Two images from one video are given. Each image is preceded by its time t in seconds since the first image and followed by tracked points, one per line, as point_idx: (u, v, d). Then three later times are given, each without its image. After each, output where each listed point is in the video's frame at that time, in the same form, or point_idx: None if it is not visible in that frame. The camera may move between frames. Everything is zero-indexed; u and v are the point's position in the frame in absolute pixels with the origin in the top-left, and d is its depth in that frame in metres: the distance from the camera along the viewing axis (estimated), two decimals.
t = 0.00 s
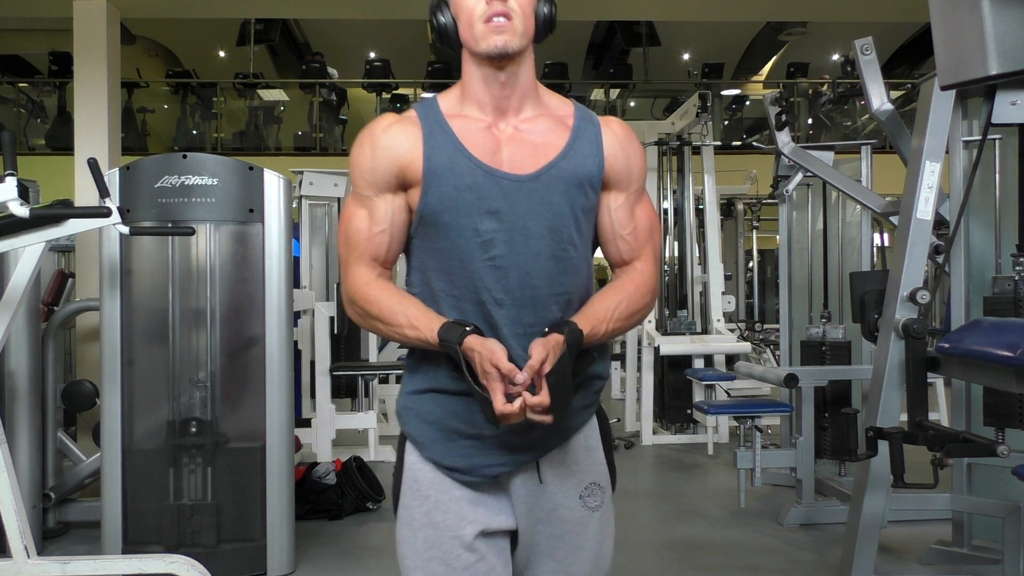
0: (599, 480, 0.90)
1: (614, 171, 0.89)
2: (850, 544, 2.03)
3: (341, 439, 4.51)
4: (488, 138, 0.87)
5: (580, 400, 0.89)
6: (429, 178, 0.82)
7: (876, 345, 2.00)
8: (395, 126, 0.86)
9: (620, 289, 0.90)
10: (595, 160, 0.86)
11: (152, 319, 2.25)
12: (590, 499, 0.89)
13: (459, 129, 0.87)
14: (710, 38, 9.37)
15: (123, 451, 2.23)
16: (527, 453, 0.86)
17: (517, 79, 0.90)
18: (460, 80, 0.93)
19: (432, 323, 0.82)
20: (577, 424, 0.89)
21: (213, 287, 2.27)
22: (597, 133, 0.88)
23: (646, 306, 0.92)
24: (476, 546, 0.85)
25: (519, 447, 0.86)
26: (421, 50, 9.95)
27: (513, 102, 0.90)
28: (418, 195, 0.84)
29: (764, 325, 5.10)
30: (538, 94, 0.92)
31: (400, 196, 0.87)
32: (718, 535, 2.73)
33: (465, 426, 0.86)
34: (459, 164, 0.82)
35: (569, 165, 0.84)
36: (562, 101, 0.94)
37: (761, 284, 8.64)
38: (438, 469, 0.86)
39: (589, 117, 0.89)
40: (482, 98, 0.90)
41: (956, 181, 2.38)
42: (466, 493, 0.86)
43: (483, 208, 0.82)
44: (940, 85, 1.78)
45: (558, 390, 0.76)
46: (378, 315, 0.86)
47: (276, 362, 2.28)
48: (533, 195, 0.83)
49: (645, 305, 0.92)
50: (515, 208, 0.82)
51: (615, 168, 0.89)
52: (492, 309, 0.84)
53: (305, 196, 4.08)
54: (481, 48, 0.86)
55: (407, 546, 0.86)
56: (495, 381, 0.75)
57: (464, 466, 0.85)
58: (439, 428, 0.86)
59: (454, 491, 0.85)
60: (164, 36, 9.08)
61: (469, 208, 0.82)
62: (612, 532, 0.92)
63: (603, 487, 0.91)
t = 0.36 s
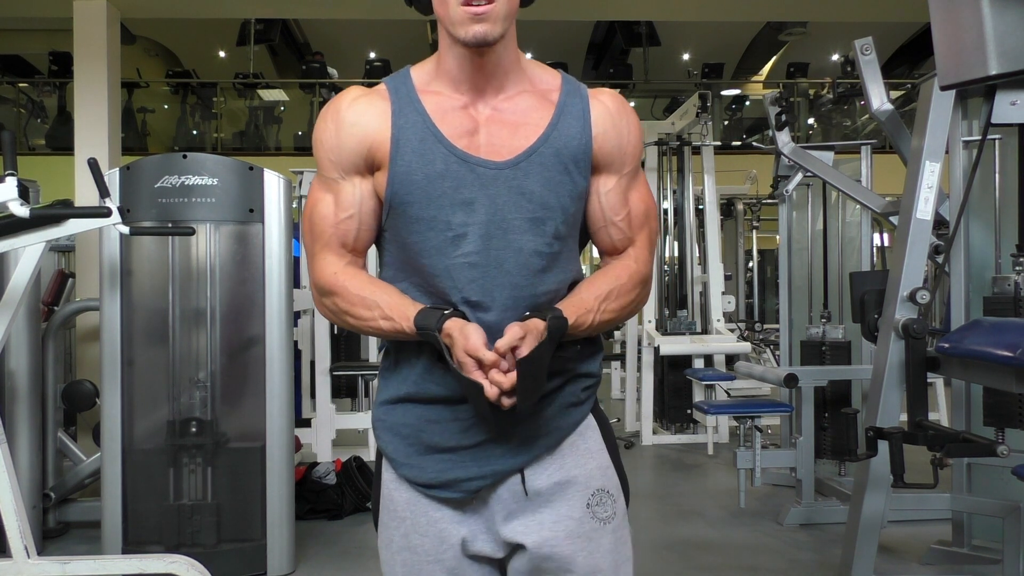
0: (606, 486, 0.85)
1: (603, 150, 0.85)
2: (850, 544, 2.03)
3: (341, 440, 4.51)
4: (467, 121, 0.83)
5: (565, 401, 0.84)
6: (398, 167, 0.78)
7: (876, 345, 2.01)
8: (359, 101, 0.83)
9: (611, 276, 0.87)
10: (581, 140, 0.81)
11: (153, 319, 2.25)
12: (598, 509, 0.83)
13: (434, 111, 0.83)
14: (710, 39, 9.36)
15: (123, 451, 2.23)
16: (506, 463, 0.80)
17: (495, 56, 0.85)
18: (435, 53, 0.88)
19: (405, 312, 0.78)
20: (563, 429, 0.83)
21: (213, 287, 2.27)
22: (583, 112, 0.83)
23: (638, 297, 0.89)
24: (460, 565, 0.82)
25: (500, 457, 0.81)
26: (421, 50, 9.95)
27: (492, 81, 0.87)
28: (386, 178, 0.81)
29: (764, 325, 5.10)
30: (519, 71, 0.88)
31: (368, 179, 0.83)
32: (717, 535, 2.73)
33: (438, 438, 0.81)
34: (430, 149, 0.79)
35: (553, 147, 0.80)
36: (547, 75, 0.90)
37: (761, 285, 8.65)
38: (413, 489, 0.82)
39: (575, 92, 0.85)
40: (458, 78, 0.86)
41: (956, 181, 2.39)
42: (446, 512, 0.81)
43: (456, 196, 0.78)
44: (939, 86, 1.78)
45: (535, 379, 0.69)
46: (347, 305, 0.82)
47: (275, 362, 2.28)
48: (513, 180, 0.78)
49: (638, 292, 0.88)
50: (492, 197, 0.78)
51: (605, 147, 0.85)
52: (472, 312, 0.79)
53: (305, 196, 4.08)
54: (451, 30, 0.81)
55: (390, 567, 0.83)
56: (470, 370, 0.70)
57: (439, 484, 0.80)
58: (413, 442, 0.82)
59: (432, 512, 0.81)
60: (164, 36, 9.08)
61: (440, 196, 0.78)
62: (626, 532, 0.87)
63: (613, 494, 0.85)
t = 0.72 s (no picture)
0: (614, 519, 0.76)
1: (637, 157, 0.76)
2: (850, 544, 2.03)
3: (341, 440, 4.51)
4: (488, 120, 0.77)
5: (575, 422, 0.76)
6: (407, 172, 0.73)
7: (876, 345, 2.01)
8: (373, 96, 0.79)
9: (637, 291, 0.79)
10: (608, 147, 0.73)
11: (153, 319, 2.25)
12: (598, 543, 0.76)
13: (451, 110, 0.77)
14: (710, 39, 9.36)
15: (123, 451, 2.24)
16: (505, 486, 0.75)
17: (523, 48, 0.77)
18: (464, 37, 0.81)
19: (406, 314, 0.76)
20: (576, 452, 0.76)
21: (213, 287, 2.27)
22: (616, 116, 0.75)
23: (670, 313, 0.81)
24: None
25: (499, 474, 0.75)
26: (421, 50, 9.95)
27: (521, 75, 0.79)
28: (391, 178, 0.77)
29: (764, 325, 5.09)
30: (553, 61, 0.80)
31: (381, 177, 0.81)
32: (718, 535, 2.73)
33: (436, 449, 0.77)
34: (441, 153, 0.73)
35: (576, 155, 0.72)
36: (585, 63, 0.81)
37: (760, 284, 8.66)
38: (409, 498, 0.78)
39: (610, 91, 0.76)
40: (481, 71, 0.79)
41: (956, 181, 2.38)
42: (442, 529, 0.77)
43: (467, 204, 0.72)
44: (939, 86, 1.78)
45: (534, 394, 0.65)
46: (358, 305, 0.81)
47: (276, 362, 2.29)
48: (530, 191, 0.72)
49: (668, 308, 0.80)
50: (509, 207, 0.72)
51: (639, 154, 0.76)
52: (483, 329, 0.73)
53: (305, 196, 4.08)
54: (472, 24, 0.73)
55: None
56: (461, 382, 0.66)
57: (435, 498, 0.76)
58: (412, 451, 0.78)
59: (427, 526, 0.77)
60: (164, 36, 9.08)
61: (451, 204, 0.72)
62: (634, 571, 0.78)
63: (621, 529, 0.77)
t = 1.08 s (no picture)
0: (623, 527, 0.76)
1: (657, 145, 0.76)
2: (850, 544, 2.03)
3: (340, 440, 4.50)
4: (499, 110, 0.75)
5: (587, 428, 0.76)
6: (415, 166, 0.71)
7: (876, 344, 2.01)
8: (373, 85, 0.76)
9: (654, 286, 0.79)
10: (625, 138, 0.73)
11: (153, 319, 2.25)
12: (609, 552, 0.75)
13: (459, 99, 0.75)
14: (710, 39, 9.36)
15: (123, 452, 2.24)
16: (512, 490, 0.74)
17: (536, 36, 0.75)
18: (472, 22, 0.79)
19: (410, 320, 0.73)
20: (586, 459, 0.75)
21: (213, 287, 2.27)
22: (633, 105, 0.74)
23: (687, 308, 0.81)
24: None
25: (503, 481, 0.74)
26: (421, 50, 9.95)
27: (532, 62, 0.77)
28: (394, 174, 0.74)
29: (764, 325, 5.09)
30: (566, 49, 0.79)
31: (381, 172, 0.78)
32: (718, 535, 2.73)
33: (439, 452, 0.75)
34: (450, 145, 0.71)
35: (593, 146, 0.72)
36: (596, 46, 0.81)
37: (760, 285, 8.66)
38: (403, 500, 0.76)
39: (626, 76, 0.75)
40: (491, 57, 0.77)
41: (956, 181, 2.39)
42: (431, 535, 0.75)
43: (480, 200, 0.70)
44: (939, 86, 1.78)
45: (554, 407, 0.63)
46: (356, 307, 0.78)
47: (275, 363, 2.28)
48: (547, 184, 0.70)
49: (686, 303, 0.80)
50: (523, 202, 0.70)
51: (657, 143, 0.76)
52: (495, 331, 0.72)
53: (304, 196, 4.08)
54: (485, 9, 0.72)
55: None
56: (478, 394, 0.64)
57: (432, 500, 0.74)
58: (412, 452, 0.76)
59: (415, 531, 0.75)
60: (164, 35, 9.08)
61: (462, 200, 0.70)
62: None
63: (631, 537, 0.76)
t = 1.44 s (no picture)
0: (585, 522, 0.78)
1: (616, 148, 0.76)
2: (850, 544, 2.03)
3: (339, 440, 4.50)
4: (455, 113, 0.74)
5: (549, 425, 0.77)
6: (375, 168, 0.69)
7: (876, 344, 2.01)
8: (323, 82, 0.73)
9: (611, 288, 0.80)
10: (587, 140, 0.73)
11: (153, 319, 2.25)
12: (572, 548, 0.77)
13: (417, 99, 0.74)
14: (711, 40, 9.35)
15: (123, 451, 2.24)
16: (486, 492, 0.73)
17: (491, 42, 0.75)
18: (423, 23, 0.78)
19: (371, 330, 0.72)
20: (543, 455, 0.76)
21: (213, 287, 2.26)
22: (594, 108, 0.74)
23: (641, 307, 0.82)
24: None
25: (464, 485, 0.73)
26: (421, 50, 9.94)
27: (488, 62, 0.77)
28: (348, 177, 0.72)
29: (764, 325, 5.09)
30: (522, 51, 0.79)
31: (334, 174, 0.75)
32: (718, 535, 2.73)
33: (395, 460, 0.74)
34: (410, 147, 0.69)
35: (556, 149, 0.71)
36: (549, 48, 0.81)
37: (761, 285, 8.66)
38: (359, 511, 0.75)
39: (583, 78, 0.76)
40: (446, 58, 0.76)
41: (956, 181, 2.39)
42: (391, 544, 0.74)
43: (442, 203, 0.69)
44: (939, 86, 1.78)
45: (530, 413, 0.62)
46: (310, 316, 0.76)
47: (276, 362, 2.27)
48: (509, 187, 0.70)
49: (640, 302, 0.82)
50: (484, 206, 0.70)
51: (617, 146, 0.76)
52: (459, 339, 0.72)
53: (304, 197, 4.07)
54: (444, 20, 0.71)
55: None
56: (455, 406, 0.64)
57: (390, 508, 0.73)
58: (368, 462, 0.75)
59: (375, 541, 0.74)
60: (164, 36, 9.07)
61: (422, 204, 0.69)
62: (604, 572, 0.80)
63: (591, 531, 0.78)
